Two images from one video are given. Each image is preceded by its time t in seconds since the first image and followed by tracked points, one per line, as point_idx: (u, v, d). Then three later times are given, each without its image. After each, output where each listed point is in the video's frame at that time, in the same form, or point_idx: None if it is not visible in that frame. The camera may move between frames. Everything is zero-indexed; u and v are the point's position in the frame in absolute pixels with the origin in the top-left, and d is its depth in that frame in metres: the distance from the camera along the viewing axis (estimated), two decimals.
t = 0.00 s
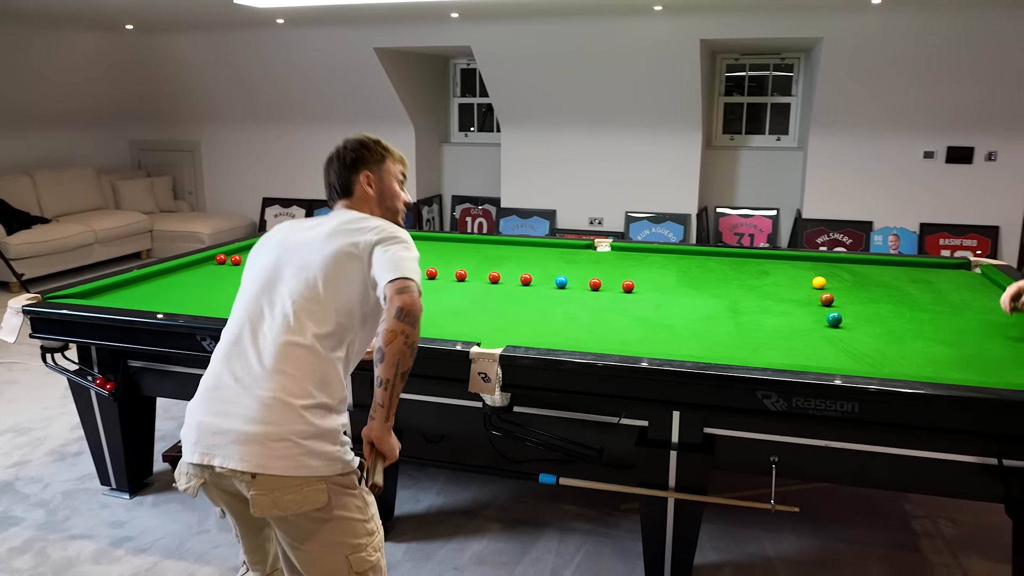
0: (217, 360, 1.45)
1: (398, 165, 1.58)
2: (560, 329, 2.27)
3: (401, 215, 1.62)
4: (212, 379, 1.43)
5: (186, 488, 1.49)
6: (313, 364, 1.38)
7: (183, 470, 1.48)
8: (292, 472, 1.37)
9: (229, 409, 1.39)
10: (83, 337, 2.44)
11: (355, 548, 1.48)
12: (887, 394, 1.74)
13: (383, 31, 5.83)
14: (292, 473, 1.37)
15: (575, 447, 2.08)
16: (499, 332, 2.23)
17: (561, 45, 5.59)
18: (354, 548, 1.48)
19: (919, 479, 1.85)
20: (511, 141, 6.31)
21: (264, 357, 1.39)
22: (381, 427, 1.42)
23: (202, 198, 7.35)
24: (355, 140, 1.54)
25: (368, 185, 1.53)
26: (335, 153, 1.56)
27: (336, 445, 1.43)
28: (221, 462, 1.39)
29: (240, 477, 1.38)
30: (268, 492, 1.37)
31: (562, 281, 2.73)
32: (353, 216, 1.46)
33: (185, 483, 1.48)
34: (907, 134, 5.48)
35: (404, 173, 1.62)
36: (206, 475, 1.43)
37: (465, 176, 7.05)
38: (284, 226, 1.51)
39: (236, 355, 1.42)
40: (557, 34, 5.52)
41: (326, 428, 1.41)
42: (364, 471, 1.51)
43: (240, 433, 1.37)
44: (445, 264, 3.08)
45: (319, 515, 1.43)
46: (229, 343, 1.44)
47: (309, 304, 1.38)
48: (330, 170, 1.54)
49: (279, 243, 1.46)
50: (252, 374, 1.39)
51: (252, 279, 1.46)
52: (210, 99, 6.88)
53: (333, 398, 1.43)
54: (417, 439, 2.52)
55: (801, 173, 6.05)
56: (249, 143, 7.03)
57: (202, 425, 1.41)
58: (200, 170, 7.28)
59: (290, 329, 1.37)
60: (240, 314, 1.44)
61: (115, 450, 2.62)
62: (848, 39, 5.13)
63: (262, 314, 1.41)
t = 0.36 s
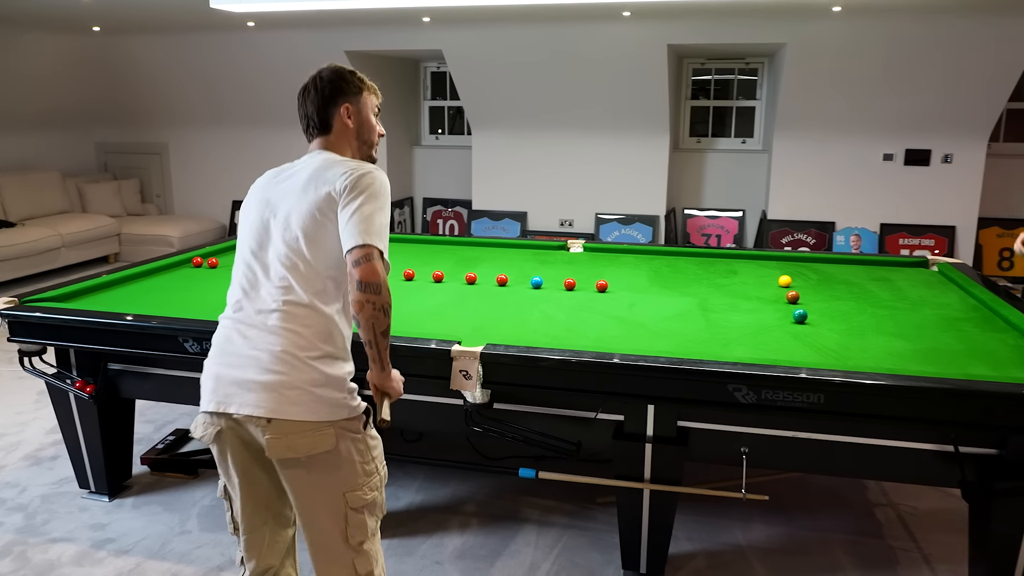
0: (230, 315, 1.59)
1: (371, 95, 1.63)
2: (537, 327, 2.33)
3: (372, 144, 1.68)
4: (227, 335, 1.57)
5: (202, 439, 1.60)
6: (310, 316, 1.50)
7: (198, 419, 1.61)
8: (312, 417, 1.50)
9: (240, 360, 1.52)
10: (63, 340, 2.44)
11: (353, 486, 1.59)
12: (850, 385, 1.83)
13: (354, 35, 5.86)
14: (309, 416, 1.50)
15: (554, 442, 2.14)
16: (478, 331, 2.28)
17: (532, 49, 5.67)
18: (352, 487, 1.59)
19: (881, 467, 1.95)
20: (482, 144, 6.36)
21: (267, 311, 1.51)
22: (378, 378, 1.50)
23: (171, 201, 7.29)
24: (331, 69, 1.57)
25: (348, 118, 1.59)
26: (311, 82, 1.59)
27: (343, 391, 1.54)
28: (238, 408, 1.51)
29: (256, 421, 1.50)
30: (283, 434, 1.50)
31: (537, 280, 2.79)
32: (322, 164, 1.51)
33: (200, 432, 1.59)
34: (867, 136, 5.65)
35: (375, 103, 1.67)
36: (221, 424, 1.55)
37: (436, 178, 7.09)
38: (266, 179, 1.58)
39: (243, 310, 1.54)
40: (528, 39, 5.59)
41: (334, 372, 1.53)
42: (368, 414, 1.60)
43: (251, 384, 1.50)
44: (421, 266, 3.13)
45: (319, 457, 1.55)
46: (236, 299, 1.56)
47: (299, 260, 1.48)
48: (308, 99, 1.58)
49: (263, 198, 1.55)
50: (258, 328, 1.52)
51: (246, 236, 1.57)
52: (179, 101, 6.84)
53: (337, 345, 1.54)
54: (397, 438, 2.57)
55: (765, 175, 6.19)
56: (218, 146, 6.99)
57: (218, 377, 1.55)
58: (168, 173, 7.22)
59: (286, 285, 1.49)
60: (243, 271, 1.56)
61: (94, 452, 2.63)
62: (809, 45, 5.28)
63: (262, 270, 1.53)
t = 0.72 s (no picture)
0: (275, 305, 1.68)
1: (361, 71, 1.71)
2: (514, 325, 2.42)
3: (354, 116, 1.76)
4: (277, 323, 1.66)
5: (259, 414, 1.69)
6: (358, 303, 1.61)
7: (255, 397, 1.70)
8: (372, 393, 1.63)
9: (295, 348, 1.62)
10: (45, 344, 2.47)
11: (391, 458, 1.70)
12: (811, 376, 1.93)
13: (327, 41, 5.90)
14: (370, 394, 1.63)
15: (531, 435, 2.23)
16: (457, 330, 2.36)
17: (503, 55, 5.75)
18: (389, 459, 1.70)
19: (840, 454, 2.06)
20: (454, 148, 6.43)
21: (315, 301, 1.61)
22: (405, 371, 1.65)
23: (141, 207, 7.25)
24: (342, 45, 1.62)
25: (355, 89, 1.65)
26: (316, 56, 1.61)
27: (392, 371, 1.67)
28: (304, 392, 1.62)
29: (321, 400, 1.62)
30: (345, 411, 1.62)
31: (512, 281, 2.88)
32: (339, 160, 1.57)
33: (258, 410, 1.68)
34: (829, 140, 5.82)
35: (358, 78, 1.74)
36: (282, 400, 1.64)
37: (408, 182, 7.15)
38: (281, 173, 1.62)
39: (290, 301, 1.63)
40: (499, 45, 5.68)
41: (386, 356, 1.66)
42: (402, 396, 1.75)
43: (311, 369, 1.61)
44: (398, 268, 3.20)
45: (369, 427, 1.66)
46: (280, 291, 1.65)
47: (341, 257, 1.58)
48: (315, 65, 1.60)
49: (286, 194, 1.60)
50: (308, 317, 1.61)
51: (278, 232, 1.63)
52: (149, 106, 6.81)
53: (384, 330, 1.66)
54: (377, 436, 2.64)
55: (731, 178, 6.35)
56: (189, 150, 6.98)
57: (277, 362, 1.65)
58: (138, 178, 7.19)
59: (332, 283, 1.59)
60: (282, 264, 1.64)
61: (76, 455, 2.66)
62: (771, 50, 5.44)
63: (302, 264, 1.61)
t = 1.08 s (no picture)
0: (264, 305, 1.79)
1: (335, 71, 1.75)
2: (457, 327, 2.50)
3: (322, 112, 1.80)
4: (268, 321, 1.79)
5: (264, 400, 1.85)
6: (340, 306, 1.72)
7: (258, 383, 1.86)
8: (358, 385, 1.76)
9: (285, 347, 1.75)
10: None
11: (371, 444, 1.84)
12: (737, 369, 2.07)
13: (260, 48, 5.87)
14: (357, 385, 1.76)
15: (475, 432, 2.30)
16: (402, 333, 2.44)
17: (438, 63, 5.83)
18: (369, 445, 1.84)
19: (766, 439, 2.21)
20: (391, 154, 6.47)
21: (300, 305, 1.72)
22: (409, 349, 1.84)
23: (66, 215, 7.05)
24: (318, 49, 1.66)
25: (319, 98, 1.69)
26: (291, 55, 1.64)
27: (375, 365, 1.80)
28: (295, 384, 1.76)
29: (310, 387, 1.74)
30: (334, 400, 1.74)
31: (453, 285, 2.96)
32: (308, 175, 1.62)
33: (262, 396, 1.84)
34: (753, 145, 6.08)
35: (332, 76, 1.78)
36: (281, 387, 1.78)
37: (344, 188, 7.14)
38: (254, 185, 1.69)
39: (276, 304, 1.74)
40: (435, 53, 5.74)
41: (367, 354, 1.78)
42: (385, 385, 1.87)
43: (302, 367, 1.74)
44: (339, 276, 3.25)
45: (351, 415, 1.78)
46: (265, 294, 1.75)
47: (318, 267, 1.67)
48: (278, 76, 1.65)
49: (262, 207, 1.68)
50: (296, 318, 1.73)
51: (258, 240, 1.71)
52: (74, 112, 6.64)
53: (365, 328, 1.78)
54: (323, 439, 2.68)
55: (661, 184, 6.56)
56: (117, 157, 6.83)
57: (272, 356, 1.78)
58: (63, 186, 6.99)
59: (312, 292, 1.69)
60: (265, 270, 1.73)
61: (13, 468, 2.62)
62: (698, 60, 5.65)
63: (284, 270, 1.71)
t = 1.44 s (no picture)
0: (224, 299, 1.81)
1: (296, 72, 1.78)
2: (415, 324, 2.54)
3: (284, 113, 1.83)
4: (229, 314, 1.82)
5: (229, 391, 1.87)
6: (303, 304, 1.76)
7: (223, 373, 1.89)
8: (318, 381, 1.79)
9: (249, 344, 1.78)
10: None
11: (330, 442, 1.88)
12: (685, 359, 2.16)
13: (210, 47, 5.80)
14: (317, 379, 1.79)
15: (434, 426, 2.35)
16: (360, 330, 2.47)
17: (391, 62, 5.84)
18: (328, 443, 1.87)
19: (713, 427, 2.30)
20: (343, 153, 6.45)
21: (263, 302, 1.75)
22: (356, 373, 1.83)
23: (7, 216, 6.86)
24: (281, 53, 1.68)
25: (283, 101, 1.72)
26: (255, 59, 1.66)
27: (337, 364, 1.85)
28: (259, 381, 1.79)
29: (271, 381, 1.77)
30: (296, 394, 1.78)
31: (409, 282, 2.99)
32: (277, 177, 1.66)
33: (224, 386, 1.88)
34: (700, 144, 6.23)
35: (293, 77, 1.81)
36: (243, 378, 1.81)
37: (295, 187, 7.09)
38: (220, 184, 1.70)
39: (236, 301, 1.76)
40: (387, 52, 5.75)
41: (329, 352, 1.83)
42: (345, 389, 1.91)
43: (261, 361, 1.77)
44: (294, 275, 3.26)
45: (310, 415, 1.82)
46: (225, 289, 1.77)
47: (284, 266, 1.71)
48: (242, 78, 1.67)
49: (226, 205, 1.70)
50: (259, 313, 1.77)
51: (220, 238, 1.73)
52: (15, 111, 6.46)
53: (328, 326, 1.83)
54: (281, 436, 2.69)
55: (611, 181, 6.68)
56: (60, 158, 6.68)
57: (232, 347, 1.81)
58: (3, 186, 6.79)
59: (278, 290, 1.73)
60: (226, 268, 1.75)
61: None
62: (647, 60, 5.77)
63: (245, 269, 1.73)
